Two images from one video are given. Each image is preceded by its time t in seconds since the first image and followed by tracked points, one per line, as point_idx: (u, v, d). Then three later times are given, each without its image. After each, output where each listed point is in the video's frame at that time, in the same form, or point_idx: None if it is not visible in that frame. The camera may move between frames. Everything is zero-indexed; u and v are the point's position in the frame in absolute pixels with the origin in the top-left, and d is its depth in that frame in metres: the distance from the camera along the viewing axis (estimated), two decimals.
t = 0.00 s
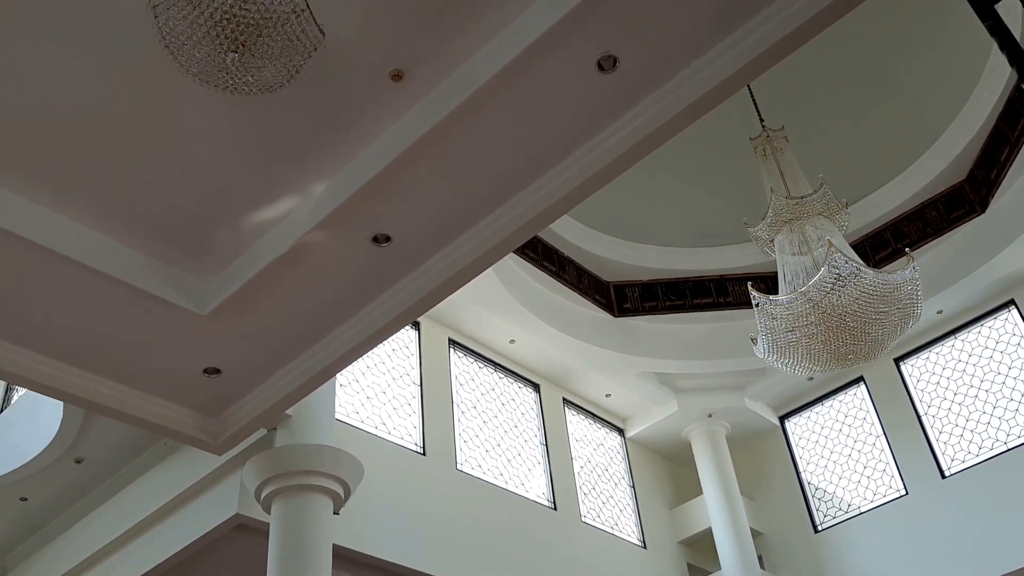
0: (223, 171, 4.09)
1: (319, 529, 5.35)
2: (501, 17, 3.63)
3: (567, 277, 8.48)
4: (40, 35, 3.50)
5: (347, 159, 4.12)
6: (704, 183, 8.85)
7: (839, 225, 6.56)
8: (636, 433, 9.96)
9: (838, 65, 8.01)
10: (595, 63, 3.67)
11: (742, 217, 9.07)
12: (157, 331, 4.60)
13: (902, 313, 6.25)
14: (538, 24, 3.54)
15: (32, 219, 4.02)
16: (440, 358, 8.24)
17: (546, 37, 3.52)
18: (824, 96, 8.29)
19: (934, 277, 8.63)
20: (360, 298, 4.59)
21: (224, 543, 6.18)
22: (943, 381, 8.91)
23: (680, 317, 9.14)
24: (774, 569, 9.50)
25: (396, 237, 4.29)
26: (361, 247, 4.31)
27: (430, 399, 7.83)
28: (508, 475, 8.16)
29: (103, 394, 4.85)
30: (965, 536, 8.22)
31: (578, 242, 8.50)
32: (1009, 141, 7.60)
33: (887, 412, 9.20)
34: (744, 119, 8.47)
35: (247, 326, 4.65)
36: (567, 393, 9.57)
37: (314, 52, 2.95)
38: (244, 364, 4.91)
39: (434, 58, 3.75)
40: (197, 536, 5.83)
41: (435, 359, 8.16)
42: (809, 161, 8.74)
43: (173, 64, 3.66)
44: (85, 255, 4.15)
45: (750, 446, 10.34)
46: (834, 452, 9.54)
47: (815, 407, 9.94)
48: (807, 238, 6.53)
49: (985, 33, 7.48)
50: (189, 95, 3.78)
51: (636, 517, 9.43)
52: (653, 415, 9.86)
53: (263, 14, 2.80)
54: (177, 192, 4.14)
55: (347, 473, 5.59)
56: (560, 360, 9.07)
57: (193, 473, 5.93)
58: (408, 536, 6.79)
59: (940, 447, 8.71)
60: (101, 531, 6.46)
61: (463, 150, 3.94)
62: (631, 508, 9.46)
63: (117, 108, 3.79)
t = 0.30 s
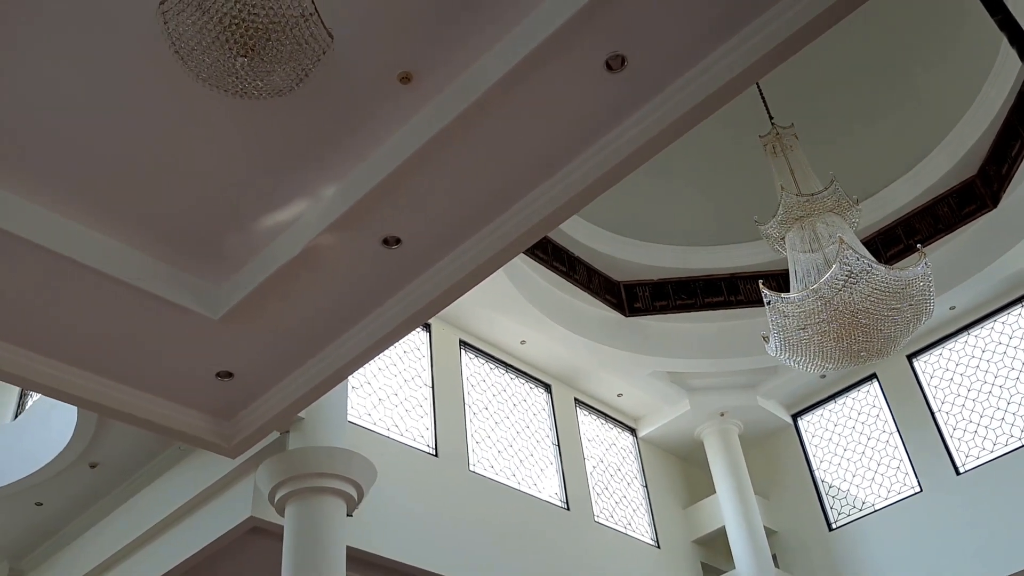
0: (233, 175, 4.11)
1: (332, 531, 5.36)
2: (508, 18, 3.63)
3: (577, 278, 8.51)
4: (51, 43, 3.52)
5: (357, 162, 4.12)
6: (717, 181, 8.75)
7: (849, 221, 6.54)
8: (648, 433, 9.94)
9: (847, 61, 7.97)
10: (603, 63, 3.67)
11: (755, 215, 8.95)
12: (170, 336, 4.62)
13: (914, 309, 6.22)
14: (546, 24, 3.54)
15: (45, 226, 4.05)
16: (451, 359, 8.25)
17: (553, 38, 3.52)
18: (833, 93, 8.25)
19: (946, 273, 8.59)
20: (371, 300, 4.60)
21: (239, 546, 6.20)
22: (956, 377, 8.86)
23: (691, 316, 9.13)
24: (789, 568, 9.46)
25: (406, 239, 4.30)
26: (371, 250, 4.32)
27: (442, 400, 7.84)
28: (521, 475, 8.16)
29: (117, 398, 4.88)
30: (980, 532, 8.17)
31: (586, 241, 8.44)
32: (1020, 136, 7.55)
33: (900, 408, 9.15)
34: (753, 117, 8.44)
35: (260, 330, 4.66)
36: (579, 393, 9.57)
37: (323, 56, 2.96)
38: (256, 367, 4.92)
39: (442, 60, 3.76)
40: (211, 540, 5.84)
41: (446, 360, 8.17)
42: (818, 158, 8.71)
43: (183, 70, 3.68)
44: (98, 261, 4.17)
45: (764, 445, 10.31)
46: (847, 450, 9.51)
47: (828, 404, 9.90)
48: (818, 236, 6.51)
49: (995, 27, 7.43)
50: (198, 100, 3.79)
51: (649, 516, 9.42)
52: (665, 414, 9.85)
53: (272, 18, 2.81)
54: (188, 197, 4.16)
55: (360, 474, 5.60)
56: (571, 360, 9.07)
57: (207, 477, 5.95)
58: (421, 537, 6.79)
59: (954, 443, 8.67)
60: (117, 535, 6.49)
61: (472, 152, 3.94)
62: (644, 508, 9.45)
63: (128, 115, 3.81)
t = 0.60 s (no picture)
0: (245, 179, 4.13)
1: (348, 532, 5.37)
2: (516, 18, 3.64)
3: (589, 277, 8.51)
4: (62, 50, 3.55)
5: (367, 164, 4.14)
6: (728, 179, 8.71)
7: (861, 216, 6.51)
8: (661, 431, 9.93)
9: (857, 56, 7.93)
10: (612, 62, 3.66)
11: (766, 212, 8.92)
12: (184, 340, 4.64)
13: (928, 304, 6.19)
14: (554, 24, 3.53)
15: (58, 232, 4.08)
16: (463, 360, 8.26)
17: (562, 37, 3.52)
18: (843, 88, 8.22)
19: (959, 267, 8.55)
20: (383, 302, 4.61)
21: (255, 549, 6.22)
22: (971, 372, 8.82)
23: (703, 314, 9.13)
24: (805, 566, 9.43)
25: (417, 240, 4.30)
26: (382, 252, 4.33)
27: (454, 401, 7.85)
28: (534, 475, 8.16)
29: (131, 402, 4.90)
30: (997, 528, 8.12)
31: (604, 242, 8.51)
32: None
33: (915, 404, 9.11)
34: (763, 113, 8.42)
35: (272, 332, 4.68)
36: (591, 392, 9.56)
37: (332, 59, 2.98)
38: (270, 370, 4.94)
39: (450, 60, 3.76)
40: (227, 542, 5.87)
41: (458, 361, 8.18)
42: (829, 153, 8.67)
43: (193, 74, 3.69)
44: (112, 266, 4.20)
45: (778, 442, 10.28)
46: (862, 446, 9.47)
47: (842, 401, 9.86)
48: (830, 232, 6.48)
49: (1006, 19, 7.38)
50: (208, 104, 3.81)
51: (664, 515, 9.40)
52: (678, 412, 9.83)
53: (281, 22, 2.82)
54: (200, 201, 4.18)
55: (374, 476, 5.61)
56: (583, 359, 9.07)
57: (221, 480, 5.98)
58: (436, 538, 6.80)
59: (969, 439, 8.63)
60: (134, 539, 6.53)
61: (482, 152, 3.94)
62: (658, 507, 9.44)
63: (139, 120, 3.83)
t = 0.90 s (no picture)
0: (257, 183, 4.15)
1: (363, 534, 5.38)
2: (525, 17, 3.64)
3: (600, 276, 8.54)
4: (75, 58, 3.57)
5: (378, 166, 4.15)
6: (739, 177, 8.69)
7: (874, 212, 6.49)
8: (675, 430, 9.90)
9: (867, 52, 7.89)
10: (621, 60, 3.66)
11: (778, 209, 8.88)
12: (198, 343, 4.67)
13: (942, 299, 6.16)
14: (563, 23, 3.53)
15: (73, 238, 4.11)
16: (476, 361, 8.27)
17: (570, 37, 3.52)
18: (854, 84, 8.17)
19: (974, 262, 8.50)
20: (396, 303, 4.62)
21: (271, 552, 6.24)
22: (986, 367, 8.76)
23: (716, 312, 9.11)
24: (821, 563, 9.39)
25: (428, 242, 4.31)
26: (394, 254, 4.34)
27: (468, 402, 7.86)
28: (548, 475, 8.16)
29: (147, 407, 4.93)
30: (1015, 524, 8.07)
31: (615, 241, 8.47)
32: None
33: (931, 400, 9.05)
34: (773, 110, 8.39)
35: (286, 335, 4.70)
36: (604, 392, 9.55)
37: (343, 61, 2.99)
38: (284, 373, 4.96)
39: (460, 61, 3.77)
40: (243, 545, 5.89)
41: (471, 362, 8.19)
42: (840, 149, 8.64)
43: (205, 80, 3.71)
44: (127, 271, 4.23)
45: (793, 439, 10.24)
46: (877, 443, 9.42)
47: (856, 397, 9.82)
48: (842, 228, 6.45)
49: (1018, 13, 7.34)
50: (220, 108, 3.83)
51: (679, 514, 9.39)
52: (691, 411, 9.81)
53: (291, 25, 2.83)
54: (213, 205, 4.20)
55: (389, 477, 5.62)
56: (596, 359, 9.07)
57: (237, 483, 6.00)
58: (451, 538, 6.81)
59: (985, 434, 8.57)
60: (152, 542, 6.56)
61: (492, 153, 3.95)
62: (673, 505, 9.42)
63: (152, 126, 3.85)
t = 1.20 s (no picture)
0: (267, 185, 4.15)
1: (376, 535, 5.38)
2: (535, 16, 3.62)
3: (611, 275, 8.49)
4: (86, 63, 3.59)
5: (388, 167, 4.14)
6: (751, 174, 8.64)
7: (887, 208, 6.44)
8: (689, 429, 9.87)
9: (878, 47, 7.84)
10: (631, 57, 3.63)
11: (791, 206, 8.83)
12: (211, 346, 4.68)
13: (957, 295, 6.11)
14: (572, 21, 3.52)
15: (87, 243, 4.13)
16: (488, 361, 8.26)
17: (580, 35, 3.50)
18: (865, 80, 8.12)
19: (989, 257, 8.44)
20: (408, 304, 4.62)
21: (286, 553, 6.24)
22: (1002, 362, 8.69)
23: (729, 310, 9.09)
24: (837, 561, 9.34)
25: (440, 242, 4.30)
26: (405, 254, 4.34)
27: (480, 402, 7.85)
28: (561, 475, 8.14)
29: (161, 410, 4.95)
30: None
31: (627, 240, 8.39)
32: None
33: (946, 396, 8.99)
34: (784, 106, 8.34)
35: (298, 337, 4.70)
36: (617, 391, 9.53)
37: (352, 62, 2.98)
38: (296, 374, 4.96)
39: (469, 60, 3.76)
40: (258, 547, 5.89)
41: (483, 362, 8.19)
42: (852, 145, 8.59)
43: (215, 82, 3.72)
44: (140, 274, 4.24)
45: (807, 437, 10.19)
46: (892, 440, 9.36)
47: (871, 394, 9.76)
48: (855, 224, 6.41)
49: None
50: (230, 111, 3.83)
51: (693, 513, 9.36)
52: (705, 410, 9.78)
53: (300, 27, 2.83)
54: (224, 208, 4.20)
55: (402, 478, 5.61)
56: (608, 358, 9.05)
57: (250, 485, 6.02)
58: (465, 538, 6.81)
59: (1002, 431, 8.52)
60: (168, 543, 6.59)
61: (502, 153, 3.93)
62: (687, 504, 9.39)
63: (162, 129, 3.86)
